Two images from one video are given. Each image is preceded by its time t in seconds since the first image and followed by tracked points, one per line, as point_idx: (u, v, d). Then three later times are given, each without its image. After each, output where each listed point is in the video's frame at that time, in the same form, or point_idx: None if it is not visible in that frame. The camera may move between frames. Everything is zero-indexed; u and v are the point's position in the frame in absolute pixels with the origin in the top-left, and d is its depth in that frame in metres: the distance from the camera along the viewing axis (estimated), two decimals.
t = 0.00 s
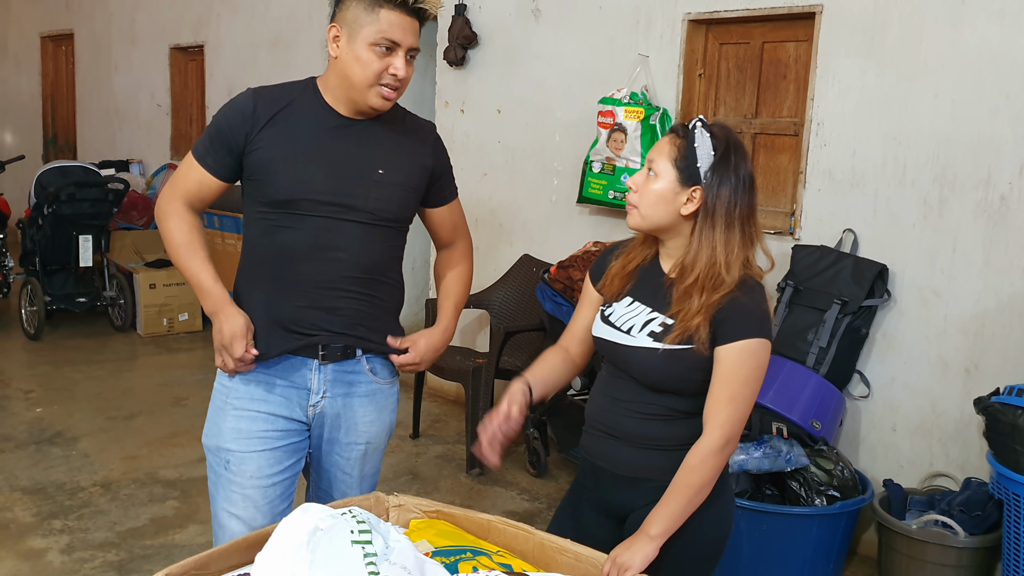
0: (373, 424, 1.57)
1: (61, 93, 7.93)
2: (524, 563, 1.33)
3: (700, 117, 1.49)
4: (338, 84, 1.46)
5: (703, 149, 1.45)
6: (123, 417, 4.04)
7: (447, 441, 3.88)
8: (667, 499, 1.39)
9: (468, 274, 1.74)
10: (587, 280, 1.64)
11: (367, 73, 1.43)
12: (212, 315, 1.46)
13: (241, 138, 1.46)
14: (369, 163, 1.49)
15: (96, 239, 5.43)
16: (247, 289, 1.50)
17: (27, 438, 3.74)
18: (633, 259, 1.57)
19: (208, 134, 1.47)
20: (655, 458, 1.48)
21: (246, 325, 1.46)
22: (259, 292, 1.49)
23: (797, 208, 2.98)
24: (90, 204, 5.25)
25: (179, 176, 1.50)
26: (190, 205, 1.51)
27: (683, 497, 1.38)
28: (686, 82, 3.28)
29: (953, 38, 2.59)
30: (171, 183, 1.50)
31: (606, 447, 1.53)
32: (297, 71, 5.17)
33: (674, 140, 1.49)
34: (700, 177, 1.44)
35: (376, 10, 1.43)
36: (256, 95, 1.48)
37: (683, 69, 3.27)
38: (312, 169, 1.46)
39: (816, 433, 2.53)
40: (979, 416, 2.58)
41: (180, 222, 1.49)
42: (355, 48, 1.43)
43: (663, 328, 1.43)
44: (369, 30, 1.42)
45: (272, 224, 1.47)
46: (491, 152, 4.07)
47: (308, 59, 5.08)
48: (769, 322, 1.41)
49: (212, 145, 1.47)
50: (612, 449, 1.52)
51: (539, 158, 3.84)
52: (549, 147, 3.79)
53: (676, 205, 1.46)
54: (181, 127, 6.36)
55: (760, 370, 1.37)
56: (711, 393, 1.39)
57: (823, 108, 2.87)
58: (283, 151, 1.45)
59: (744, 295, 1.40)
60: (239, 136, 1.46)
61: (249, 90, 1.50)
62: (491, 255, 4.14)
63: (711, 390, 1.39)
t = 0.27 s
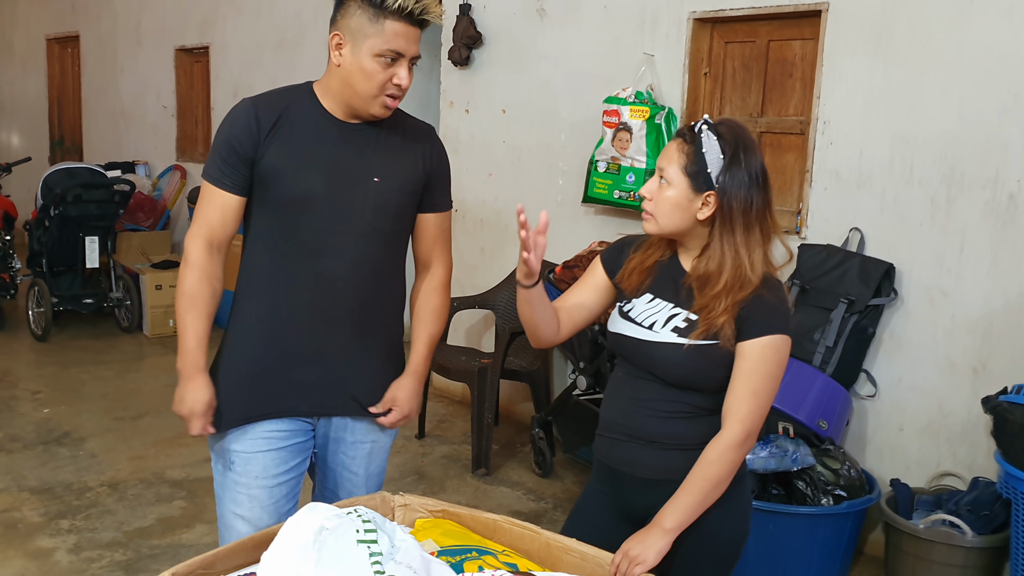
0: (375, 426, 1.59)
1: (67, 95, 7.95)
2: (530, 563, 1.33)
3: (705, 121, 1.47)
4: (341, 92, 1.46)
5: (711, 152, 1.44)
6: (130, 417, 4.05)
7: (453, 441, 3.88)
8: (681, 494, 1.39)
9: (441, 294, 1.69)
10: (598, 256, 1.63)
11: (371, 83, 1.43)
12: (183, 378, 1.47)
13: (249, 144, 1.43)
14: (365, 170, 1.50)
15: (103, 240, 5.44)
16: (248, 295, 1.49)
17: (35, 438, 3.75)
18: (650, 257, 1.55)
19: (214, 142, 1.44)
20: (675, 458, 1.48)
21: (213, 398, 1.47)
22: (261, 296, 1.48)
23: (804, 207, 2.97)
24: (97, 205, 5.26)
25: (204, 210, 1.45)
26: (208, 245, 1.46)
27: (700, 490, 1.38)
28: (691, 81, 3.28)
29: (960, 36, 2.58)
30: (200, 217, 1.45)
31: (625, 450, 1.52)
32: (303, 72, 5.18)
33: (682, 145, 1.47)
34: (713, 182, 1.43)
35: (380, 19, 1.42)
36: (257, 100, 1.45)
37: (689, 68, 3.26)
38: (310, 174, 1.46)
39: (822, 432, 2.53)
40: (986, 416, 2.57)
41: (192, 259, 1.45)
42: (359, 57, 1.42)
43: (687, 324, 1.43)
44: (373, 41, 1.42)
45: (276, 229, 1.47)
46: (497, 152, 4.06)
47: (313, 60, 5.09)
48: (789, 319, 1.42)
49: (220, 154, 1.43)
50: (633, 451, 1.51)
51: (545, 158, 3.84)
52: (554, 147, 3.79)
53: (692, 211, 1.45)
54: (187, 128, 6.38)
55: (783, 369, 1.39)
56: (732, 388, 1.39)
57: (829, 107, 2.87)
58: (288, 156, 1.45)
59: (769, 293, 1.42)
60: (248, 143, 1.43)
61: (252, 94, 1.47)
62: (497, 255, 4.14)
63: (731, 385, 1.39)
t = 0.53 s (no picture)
0: (377, 426, 1.60)
1: (69, 97, 7.96)
2: (533, 566, 1.33)
3: (722, 121, 1.47)
4: (335, 99, 1.45)
5: (727, 153, 1.43)
6: (133, 420, 4.06)
7: (456, 442, 3.88)
8: (692, 495, 1.39)
9: (453, 286, 1.76)
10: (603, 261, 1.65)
11: (367, 91, 1.43)
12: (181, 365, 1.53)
13: (235, 151, 1.44)
14: (361, 173, 1.50)
15: (105, 243, 5.45)
16: (246, 300, 1.49)
17: (37, 442, 3.76)
18: (660, 258, 1.56)
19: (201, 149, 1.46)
20: (689, 460, 1.49)
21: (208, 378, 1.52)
22: (258, 302, 1.48)
23: (805, 207, 2.98)
24: (98, 208, 5.27)
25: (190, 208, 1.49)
26: (197, 241, 1.51)
27: (710, 492, 1.38)
28: (693, 82, 3.28)
29: (961, 36, 2.58)
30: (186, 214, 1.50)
31: (637, 452, 1.52)
32: (305, 74, 5.18)
33: (697, 145, 1.47)
34: (728, 182, 1.43)
35: (375, 27, 1.41)
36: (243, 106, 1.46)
37: (690, 69, 3.26)
38: (303, 179, 1.46)
39: (825, 433, 2.53)
40: (989, 415, 2.57)
41: (183, 256, 1.51)
42: (355, 67, 1.42)
43: (698, 327, 1.44)
44: (369, 49, 1.41)
45: (270, 234, 1.47)
46: (499, 154, 4.07)
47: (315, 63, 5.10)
48: (799, 320, 1.42)
49: (207, 162, 1.45)
50: (645, 455, 1.51)
51: (546, 159, 3.84)
52: (556, 148, 3.79)
53: (705, 211, 1.45)
54: (188, 130, 6.39)
55: (793, 370, 1.39)
56: (743, 391, 1.39)
57: (831, 107, 2.87)
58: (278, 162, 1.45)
59: (779, 294, 1.42)
60: (233, 150, 1.44)
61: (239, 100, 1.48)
62: (499, 256, 4.14)
63: (743, 387, 1.39)
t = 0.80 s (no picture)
0: (372, 429, 1.59)
1: (73, 101, 7.98)
2: (539, 567, 1.33)
3: (725, 122, 1.47)
4: (316, 100, 1.43)
5: (733, 153, 1.44)
6: (138, 424, 4.07)
7: (461, 444, 3.88)
8: (699, 497, 1.39)
9: (438, 285, 1.75)
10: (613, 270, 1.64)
11: (350, 91, 1.41)
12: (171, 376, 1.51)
13: (214, 156, 1.42)
14: (344, 174, 1.48)
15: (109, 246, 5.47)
16: (234, 308, 1.48)
17: (43, 446, 3.76)
18: (666, 260, 1.55)
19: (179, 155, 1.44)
20: (698, 463, 1.49)
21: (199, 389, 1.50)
22: (246, 310, 1.47)
23: (809, 208, 2.97)
24: (103, 211, 5.28)
25: (174, 216, 1.47)
26: (184, 250, 1.49)
27: (717, 495, 1.38)
28: (696, 83, 3.28)
29: (964, 35, 2.57)
30: (170, 222, 1.48)
31: (644, 454, 1.52)
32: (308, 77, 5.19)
33: (703, 144, 1.47)
34: (733, 183, 1.43)
35: (356, 27, 1.40)
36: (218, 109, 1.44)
37: (694, 69, 3.26)
38: (286, 182, 1.44)
39: (830, 433, 2.53)
40: (995, 415, 2.56)
41: (170, 265, 1.49)
42: (336, 68, 1.41)
43: (703, 331, 1.44)
44: (350, 49, 1.40)
45: (255, 239, 1.45)
46: (502, 155, 4.07)
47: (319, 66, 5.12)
48: (806, 322, 1.41)
49: (187, 169, 1.43)
50: (653, 457, 1.51)
51: (550, 160, 3.84)
52: (560, 149, 3.79)
53: (711, 212, 1.45)
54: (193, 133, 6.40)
55: (800, 372, 1.38)
56: (750, 394, 1.39)
57: (835, 107, 2.86)
58: (260, 165, 1.43)
59: (784, 297, 1.41)
60: (212, 155, 1.42)
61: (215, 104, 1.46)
62: (503, 258, 4.14)
63: (750, 390, 1.39)
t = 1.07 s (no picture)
0: (351, 431, 1.57)
1: (78, 103, 7.99)
2: (545, 567, 1.33)
3: (736, 119, 1.48)
4: (277, 91, 1.39)
5: (741, 149, 1.44)
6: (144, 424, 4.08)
7: (466, 445, 3.88)
8: (700, 497, 1.39)
9: (410, 273, 1.74)
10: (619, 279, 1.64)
11: (315, 77, 1.38)
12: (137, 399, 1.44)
13: (175, 161, 1.37)
14: (315, 174, 1.45)
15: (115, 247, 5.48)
16: (204, 318, 1.44)
17: (50, 446, 3.77)
18: (673, 262, 1.56)
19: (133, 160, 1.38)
20: (705, 463, 1.48)
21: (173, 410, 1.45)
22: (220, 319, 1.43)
23: (815, 208, 2.97)
24: (109, 212, 5.29)
25: (131, 228, 1.41)
26: (144, 264, 1.43)
27: (720, 495, 1.37)
28: (701, 82, 3.28)
29: (971, 34, 2.56)
30: (127, 233, 1.41)
31: (649, 453, 1.52)
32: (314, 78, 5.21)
33: (711, 141, 1.48)
34: (740, 179, 1.44)
35: (316, 10, 1.39)
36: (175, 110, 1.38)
37: (699, 69, 3.26)
38: (255, 186, 1.40)
39: (836, 433, 2.52)
40: (1001, 415, 2.55)
41: (130, 280, 1.42)
42: (298, 54, 1.38)
43: (708, 332, 1.44)
44: (312, 34, 1.38)
45: (225, 246, 1.41)
46: (507, 156, 4.07)
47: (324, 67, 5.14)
48: (814, 322, 1.40)
49: (144, 175, 1.37)
50: (657, 456, 1.51)
51: (554, 160, 3.84)
52: (565, 150, 3.79)
53: (717, 208, 1.45)
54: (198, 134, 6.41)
55: (806, 372, 1.38)
56: (754, 393, 1.38)
57: (840, 106, 2.86)
58: (226, 170, 1.39)
59: (790, 297, 1.40)
60: (173, 160, 1.37)
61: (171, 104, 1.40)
62: (508, 258, 4.14)
63: (755, 390, 1.38)
